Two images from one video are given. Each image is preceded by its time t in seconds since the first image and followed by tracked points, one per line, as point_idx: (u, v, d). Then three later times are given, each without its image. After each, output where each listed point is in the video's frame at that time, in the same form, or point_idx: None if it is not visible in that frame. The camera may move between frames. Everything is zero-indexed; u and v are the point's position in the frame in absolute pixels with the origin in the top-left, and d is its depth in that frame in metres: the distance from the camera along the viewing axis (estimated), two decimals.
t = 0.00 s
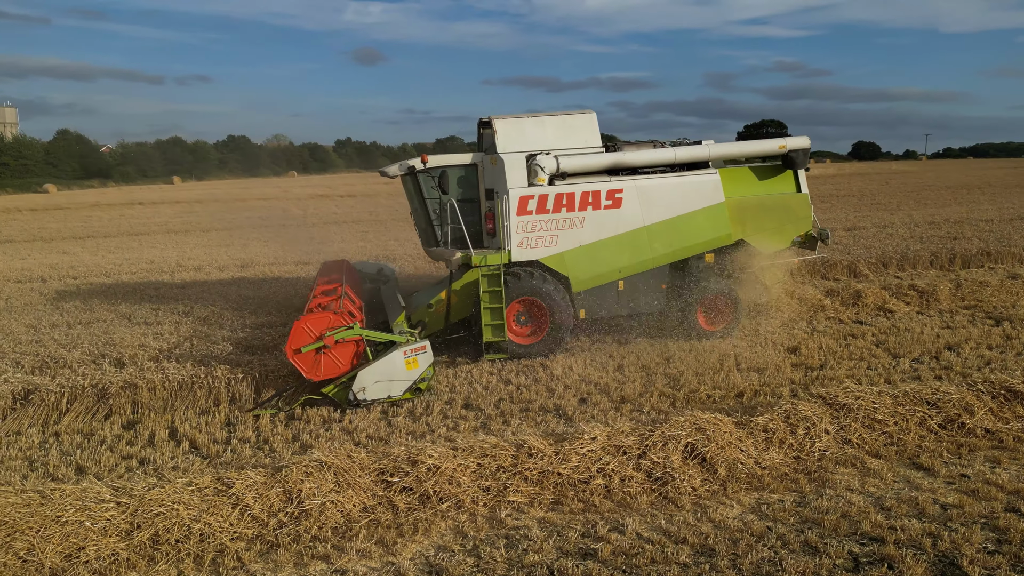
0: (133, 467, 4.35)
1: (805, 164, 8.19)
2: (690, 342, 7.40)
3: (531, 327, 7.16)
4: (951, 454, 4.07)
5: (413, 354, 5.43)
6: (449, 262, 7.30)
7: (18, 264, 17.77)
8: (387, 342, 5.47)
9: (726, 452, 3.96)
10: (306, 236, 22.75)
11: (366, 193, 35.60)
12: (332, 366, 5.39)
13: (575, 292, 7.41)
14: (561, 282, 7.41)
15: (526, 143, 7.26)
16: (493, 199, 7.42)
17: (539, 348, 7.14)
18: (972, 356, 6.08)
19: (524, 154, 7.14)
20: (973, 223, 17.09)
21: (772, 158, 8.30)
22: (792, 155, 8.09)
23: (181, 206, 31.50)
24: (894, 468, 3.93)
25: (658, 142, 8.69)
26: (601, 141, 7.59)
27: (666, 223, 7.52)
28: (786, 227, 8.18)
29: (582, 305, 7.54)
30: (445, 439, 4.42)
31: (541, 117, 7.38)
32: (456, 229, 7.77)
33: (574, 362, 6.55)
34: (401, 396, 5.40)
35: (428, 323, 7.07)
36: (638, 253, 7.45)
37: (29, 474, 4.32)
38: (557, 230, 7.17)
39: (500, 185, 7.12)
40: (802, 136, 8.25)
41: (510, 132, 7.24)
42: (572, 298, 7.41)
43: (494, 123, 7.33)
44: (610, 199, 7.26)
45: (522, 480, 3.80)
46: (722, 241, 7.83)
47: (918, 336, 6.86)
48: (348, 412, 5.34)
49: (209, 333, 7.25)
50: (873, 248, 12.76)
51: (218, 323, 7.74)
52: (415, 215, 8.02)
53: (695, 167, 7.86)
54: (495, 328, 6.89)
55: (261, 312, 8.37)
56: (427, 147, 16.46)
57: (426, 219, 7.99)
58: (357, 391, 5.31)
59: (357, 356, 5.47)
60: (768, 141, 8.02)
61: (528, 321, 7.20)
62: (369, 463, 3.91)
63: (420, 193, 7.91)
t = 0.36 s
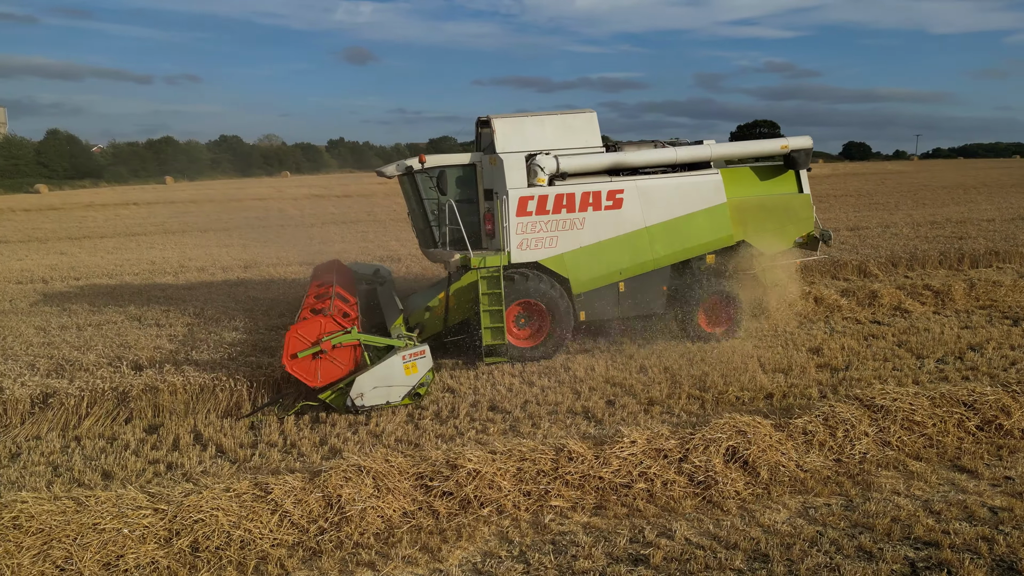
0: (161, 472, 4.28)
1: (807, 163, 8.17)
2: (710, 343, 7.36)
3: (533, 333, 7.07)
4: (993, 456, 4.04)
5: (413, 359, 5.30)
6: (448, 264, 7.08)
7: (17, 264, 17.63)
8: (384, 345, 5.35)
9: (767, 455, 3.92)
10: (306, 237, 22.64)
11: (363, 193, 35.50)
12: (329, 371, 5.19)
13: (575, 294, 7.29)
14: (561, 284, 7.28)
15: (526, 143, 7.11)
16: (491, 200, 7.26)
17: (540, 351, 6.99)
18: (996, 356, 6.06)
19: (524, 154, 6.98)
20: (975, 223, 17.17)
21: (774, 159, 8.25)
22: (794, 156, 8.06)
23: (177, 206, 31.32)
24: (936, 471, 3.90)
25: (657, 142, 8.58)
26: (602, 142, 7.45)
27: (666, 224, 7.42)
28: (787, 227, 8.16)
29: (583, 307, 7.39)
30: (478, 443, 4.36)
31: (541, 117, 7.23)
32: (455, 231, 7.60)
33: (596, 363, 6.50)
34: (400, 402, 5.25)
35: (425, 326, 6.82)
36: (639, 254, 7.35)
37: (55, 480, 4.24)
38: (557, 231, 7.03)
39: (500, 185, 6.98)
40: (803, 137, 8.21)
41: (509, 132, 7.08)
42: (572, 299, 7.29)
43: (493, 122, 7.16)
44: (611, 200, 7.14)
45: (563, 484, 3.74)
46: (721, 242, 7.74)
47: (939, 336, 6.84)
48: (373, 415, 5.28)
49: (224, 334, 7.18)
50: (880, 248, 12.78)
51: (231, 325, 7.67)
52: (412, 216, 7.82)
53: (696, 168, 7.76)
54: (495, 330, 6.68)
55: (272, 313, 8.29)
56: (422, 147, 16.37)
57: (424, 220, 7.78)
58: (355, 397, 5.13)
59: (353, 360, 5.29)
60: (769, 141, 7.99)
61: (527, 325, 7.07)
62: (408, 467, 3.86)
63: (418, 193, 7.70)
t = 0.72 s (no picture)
0: (190, 476, 4.24)
1: (811, 166, 7.94)
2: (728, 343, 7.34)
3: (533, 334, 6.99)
4: None
5: (413, 364, 5.20)
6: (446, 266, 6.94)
7: (19, 265, 17.55)
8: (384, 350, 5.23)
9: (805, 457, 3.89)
10: (308, 237, 22.57)
11: (362, 193, 35.43)
12: (328, 377, 5.10)
13: (575, 296, 7.21)
14: (561, 286, 7.22)
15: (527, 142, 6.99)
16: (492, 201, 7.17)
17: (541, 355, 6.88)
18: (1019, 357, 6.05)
19: (525, 155, 6.88)
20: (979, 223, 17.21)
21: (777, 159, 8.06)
22: (798, 158, 7.83)
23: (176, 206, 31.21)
24: (975, 473, 3.87)
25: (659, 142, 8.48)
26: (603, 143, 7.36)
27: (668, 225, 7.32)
28: (790, 230, 7.99)
29: (584, 310, 7.31)
30: (509, 447, 4.32)
31: (542, 117, 7.13)
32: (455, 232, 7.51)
33: (617, 364, 6.46)
34: (400, 408, 5.16)
35: (424, 329, 6.67)
36: (639, 257, 7.27)
37: (82, 485, 4.19)
38: (558, 233, 6.95)
39: (501, 186, 6.88)
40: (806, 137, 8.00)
41: (510, 132, 6.97)
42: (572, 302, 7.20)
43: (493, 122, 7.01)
44: (612, 202, 7.05)
45: (601, 488, 3.70)
46: (725, 244, 7.62)
47: (959, 336, 6.83)
48: (398, 418, 5.24)
49: (239, 335, 7.13)
50: (887, 248, 12.78)
51: (245, 326, 7.62)
52: (411, 216, 7.73)
53: (698, 168, 7.63)
54: (496, 334, 6.58)
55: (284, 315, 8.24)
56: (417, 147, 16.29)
57: (423, 221, 7.68)
58: (354, 403, 5.04)
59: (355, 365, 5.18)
60: (772, 142, 7.78)
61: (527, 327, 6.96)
62: (444, 470, 3.82)
63: (417, 194, 7.61)
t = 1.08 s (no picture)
0: (213, 478, 4.21)
1: (806, 165, 7.87)
2: (744, 342, 7.32)
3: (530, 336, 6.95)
4: None
5: (408, 365, 5.16)
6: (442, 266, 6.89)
7: (22, 264, 17.47)
8: (378, 351, 5.19)
9: (837, 458, 3.86)
10: (310, 237, 22.50)
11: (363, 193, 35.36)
12: (322, 377, 5.08)
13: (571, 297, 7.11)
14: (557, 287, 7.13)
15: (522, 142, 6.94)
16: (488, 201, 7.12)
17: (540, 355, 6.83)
18: None
19: (520, 154, 6.85)
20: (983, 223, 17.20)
21: (774, 159, 8.01)
22: (795, 158, 7.77)
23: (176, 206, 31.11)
24: (1007, 474, 3.84)
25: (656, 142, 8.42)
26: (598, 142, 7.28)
27: (665, 226, 7.23)
28: (787, 231, 7.93)
29: (581, 310, 7.20)
30: (535, 448, 4.29)
31: (538, 117, 7.08)
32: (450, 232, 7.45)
33: (634, 364, 6.44)
34: (394, 410, 5.12)
35: (419, 330, 6.70)
36: (636, 257, 7.18)
37: (105, 487, 4.15)
38: (553, 233, 6.87)
39: (496, 186, 6.86)
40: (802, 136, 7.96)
41: (505, 131, 6.94)
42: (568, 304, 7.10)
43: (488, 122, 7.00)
44: (608, 202, 6.96)
45: (633, 489, 3.67)
46: (722, 245, 7.52)
47: (975, 336, 6.82)
48: (420, 419, 5.22)
49: (252, 336, 7.11)
50: (894, 248, 12.77)
51: (258, 326, 7.59)
52: (404, 217, 7.62)
53: (695, 168, 7.53)
54: (492, 335, 6.53)
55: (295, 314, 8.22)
56: (414, 147, 16.24)
57: (416, 222, 7.58)
58: (348, 405, 4.98)
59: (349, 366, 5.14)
60: (768, 142, 7.74)
61: (524, 329, 6.95)
62: (475, 471, 3.79)
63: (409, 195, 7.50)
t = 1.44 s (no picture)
0: (238, 479, 4.20)
1: (805, 164, 7.86)
2: (760, 341, 7.31)
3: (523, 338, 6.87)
4: None
5: (401, 367, 5.09)
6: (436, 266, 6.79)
7: (26, 264, 17.44)
8: (371, 352, 5.14)
9: (867, 459, 3.85)
10: (313, 236, 22.43)
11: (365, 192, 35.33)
12: (314, 379, 5.02)
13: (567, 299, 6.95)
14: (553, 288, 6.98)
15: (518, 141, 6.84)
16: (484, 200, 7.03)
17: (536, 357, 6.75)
18: None
19: (516, 154, 6.75)
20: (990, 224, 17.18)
21: (772, 158, 7.94)
22: (793, 156, 7.73)
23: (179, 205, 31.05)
24: None
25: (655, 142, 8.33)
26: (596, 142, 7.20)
27: (663, 226, 7.09)
28: (785, 230, 7.82)
29: (577, 312, 7.02)
30: (560, 449, 4.27)
31: (533, 115, 7.01)
32: (446, 232, 7.36)
33: (652, 364, 6.43)
34: (387, 412, 5.07)
35: (414, 331, 6.61)
36: (634, 256, 7.04)
37: (129, 488, 4.14)
38: (550, 233, 6.73)
39: (491, 186, 6.74)
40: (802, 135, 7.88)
41: (501, 131, 6.85)
42: (565, 305, 6.96)
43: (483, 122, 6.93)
44: (605, 202, 6.82)
45: (663, 491, 3.65)
46: (721, 244, 7.41)
47: (992, 336, 6.81)
48: (441, 419, 5.20)
49: (267, 335, 7.10)
50: (902, 248, 12.75)
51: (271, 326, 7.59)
52: (399, 217, 7.53)
53: (693, 168, 7.45)
54: (487, 336, 6.44)
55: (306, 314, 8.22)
56: (417, 147, 16.20)
57: (412, 222, 7.49)
58: (340, 407, 4.97)
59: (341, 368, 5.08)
60: (766, 141, 7.67)
61: (522, 328, 6.86)
62: (504, 472, 3.78)
63: (405, 194, 7.42)
